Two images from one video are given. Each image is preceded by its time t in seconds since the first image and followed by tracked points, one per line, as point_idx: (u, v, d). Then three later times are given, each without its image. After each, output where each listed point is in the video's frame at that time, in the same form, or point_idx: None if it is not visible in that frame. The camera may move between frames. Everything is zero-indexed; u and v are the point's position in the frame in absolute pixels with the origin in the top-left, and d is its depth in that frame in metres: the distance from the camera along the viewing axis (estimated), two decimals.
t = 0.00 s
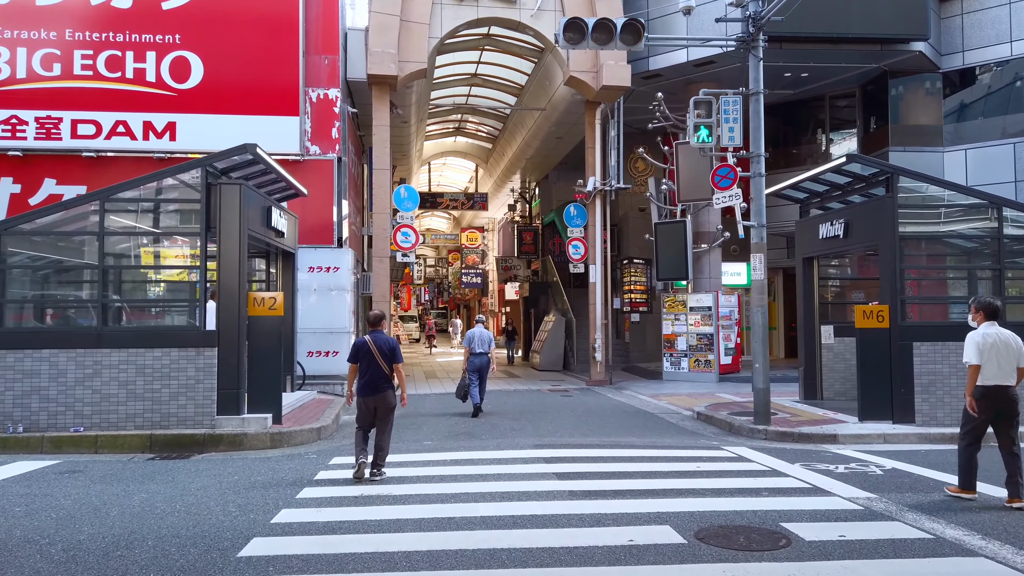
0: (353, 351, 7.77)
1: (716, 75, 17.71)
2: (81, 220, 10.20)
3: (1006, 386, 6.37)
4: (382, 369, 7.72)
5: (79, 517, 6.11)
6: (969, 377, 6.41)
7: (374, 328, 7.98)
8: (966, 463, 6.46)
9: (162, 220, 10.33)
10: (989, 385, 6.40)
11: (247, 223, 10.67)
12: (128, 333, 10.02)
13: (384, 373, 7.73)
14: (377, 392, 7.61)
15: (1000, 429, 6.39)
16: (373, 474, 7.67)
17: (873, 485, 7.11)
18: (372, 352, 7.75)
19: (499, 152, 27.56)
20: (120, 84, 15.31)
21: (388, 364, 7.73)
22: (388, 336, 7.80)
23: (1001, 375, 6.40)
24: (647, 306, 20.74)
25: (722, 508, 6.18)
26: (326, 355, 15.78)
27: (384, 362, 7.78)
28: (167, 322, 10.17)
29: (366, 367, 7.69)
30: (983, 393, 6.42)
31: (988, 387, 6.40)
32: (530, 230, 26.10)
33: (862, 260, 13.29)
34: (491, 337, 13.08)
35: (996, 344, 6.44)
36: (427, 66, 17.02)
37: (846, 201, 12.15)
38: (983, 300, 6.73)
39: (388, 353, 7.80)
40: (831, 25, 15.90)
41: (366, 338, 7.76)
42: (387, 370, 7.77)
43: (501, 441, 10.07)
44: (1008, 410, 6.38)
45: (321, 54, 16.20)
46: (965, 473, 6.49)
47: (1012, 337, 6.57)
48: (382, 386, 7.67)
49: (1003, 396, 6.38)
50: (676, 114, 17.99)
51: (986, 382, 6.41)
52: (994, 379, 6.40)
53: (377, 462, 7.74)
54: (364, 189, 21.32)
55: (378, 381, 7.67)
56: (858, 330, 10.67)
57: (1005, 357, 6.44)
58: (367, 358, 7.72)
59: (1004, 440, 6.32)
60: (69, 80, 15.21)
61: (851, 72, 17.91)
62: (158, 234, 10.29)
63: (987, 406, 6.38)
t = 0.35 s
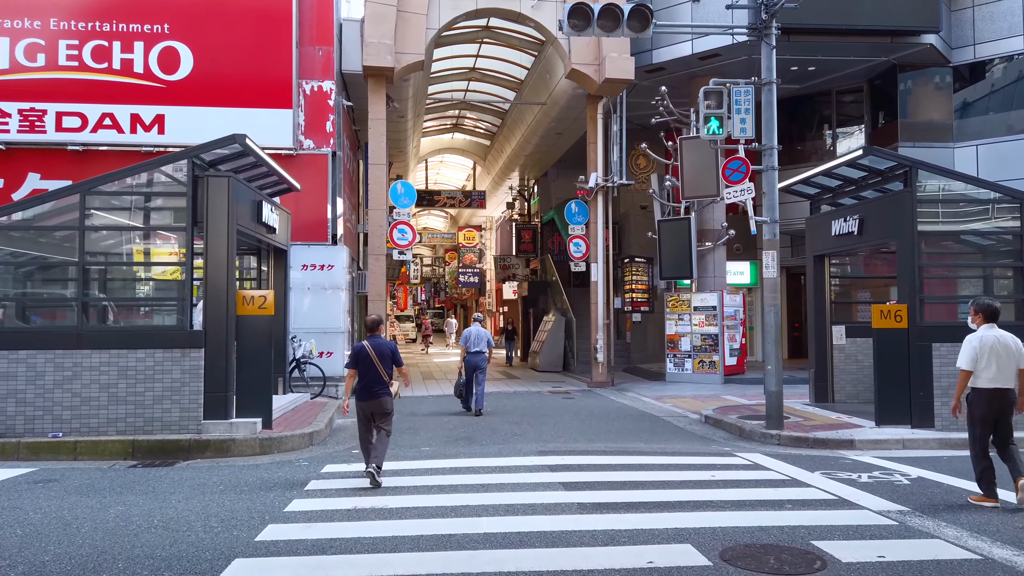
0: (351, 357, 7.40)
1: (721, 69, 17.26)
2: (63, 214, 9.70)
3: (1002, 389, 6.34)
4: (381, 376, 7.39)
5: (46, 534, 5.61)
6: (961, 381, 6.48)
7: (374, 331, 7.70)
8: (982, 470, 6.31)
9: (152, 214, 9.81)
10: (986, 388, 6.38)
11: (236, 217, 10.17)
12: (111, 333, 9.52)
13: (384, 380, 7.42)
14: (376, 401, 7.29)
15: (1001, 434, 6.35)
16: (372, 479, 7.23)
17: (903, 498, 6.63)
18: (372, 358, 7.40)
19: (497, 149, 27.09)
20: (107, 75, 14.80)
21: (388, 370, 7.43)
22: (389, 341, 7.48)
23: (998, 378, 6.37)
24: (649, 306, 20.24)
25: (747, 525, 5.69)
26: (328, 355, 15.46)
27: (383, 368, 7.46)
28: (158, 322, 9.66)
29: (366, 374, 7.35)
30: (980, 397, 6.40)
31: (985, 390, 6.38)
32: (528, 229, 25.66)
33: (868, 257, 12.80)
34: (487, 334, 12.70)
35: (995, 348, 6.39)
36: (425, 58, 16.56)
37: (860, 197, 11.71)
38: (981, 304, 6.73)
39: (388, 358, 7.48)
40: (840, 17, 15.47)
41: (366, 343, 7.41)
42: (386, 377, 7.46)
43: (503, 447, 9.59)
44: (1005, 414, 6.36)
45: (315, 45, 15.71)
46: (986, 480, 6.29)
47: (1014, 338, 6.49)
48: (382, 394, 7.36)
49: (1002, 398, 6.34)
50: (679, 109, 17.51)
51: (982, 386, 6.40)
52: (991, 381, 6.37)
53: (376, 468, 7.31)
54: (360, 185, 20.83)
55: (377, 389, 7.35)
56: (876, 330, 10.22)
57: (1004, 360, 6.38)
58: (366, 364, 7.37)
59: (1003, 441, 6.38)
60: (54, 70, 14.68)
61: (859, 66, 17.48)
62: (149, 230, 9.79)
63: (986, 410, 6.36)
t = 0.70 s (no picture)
0: (318, 362, 7.24)
1: (699, 70, 17.00)
2: (5, 215, 9.04)
3: (968, 401, 6.21)
4: (347, 382, 7.21)
5: None
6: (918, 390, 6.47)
7: (342, 335, 7.42)
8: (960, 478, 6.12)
9: (106, 213, 9.21)
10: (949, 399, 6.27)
11: (191, 217, 9.57)
12: (53, 342, 8.87)
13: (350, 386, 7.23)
14: (341, 406, 7.11)
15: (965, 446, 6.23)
16: (332, 488, 7.22)
17: (892, 514, 6.26)
18: (338, 364, 7.23)
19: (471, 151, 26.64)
20: (60, 69, 14.09)
21: (354, 376, 7.24)
22: (356, 347, 7.29)
23: (962, 389, 6.24)
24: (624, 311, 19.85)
25: (731, 549, 5.27)
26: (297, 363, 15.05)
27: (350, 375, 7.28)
28: (112, 330, 9.06)
29: (332, 379, 7.19)
30: (945, 408, 6.27)
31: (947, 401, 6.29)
32: (502, 232, 25.25)
33: (844, 262, 12.52)
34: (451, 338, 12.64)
35: (960, 359, 6.28)
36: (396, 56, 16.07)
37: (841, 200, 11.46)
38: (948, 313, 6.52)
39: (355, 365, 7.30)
40: (818, 19, 15.29)
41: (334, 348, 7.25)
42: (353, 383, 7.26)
43: (473, 461, 9.09)
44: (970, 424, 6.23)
45: (281, 41, 15.13)
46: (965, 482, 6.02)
47: (979, 349, 6.36)
48: (347, 400, 7.17)
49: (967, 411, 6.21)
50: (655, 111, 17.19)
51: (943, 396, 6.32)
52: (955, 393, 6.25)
53: (332, 474, 7.32)
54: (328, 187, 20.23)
55: (343, 394, 7.17)
56: (858, 337, 9.91)
57: (969, 372, 6.26)
58: (332, 370, 7.20)
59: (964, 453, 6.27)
60: (3, 64, 13.94)
61: (836, 69, 17.35)
62: (105, 232, 9.19)
63: (953, 421, 6.20)
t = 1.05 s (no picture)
0: (268, 364, 6.92)
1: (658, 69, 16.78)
2: None
3: (921, 396, 6.26)
4: (301, 383, 6.93)
5: None
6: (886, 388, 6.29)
7: (293, 337, 7.18)
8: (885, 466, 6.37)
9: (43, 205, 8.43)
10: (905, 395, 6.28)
11: (120, 212, 8.78)
12: None
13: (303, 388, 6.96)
14: (296, 409, 6.82)
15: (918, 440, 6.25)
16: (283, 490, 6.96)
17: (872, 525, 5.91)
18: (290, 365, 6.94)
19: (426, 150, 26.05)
20: None
21: (308, 377, 6.97)
22: (309, 347, 7.05)
23: (915, 385, 6.29)
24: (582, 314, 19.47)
25: (710, 567, 4.85)
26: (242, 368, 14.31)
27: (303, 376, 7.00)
28: (32, 334, 8.25)
29: (285, 381, 6.89)
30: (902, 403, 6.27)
31: (905, 397, 6.28)
32: (459, 233, 24.74)
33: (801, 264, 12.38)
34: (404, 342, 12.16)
35: (914, 356, 6.32)
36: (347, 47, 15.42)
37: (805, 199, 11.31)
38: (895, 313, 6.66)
39: (308, 366, 7.04)
40: (777, 18, 15.19)
41: (285, 350, 6.96)
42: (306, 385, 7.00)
43: (428, 472, 8.53)
44: (924, 421, 6.27)
45: (224, 29, 14.31)
46: (882, 478, 6.37)
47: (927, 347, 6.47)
48: (302, 402, 6.90)
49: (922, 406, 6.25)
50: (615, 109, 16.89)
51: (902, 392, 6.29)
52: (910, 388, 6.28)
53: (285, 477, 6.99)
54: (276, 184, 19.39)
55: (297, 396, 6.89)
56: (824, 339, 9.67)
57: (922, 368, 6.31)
58: (285, 372, 6.90)
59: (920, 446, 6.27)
60: None
61: (793, 70, 17.36)
62: (38, 227, 8.42)
63: (902, 418, 6.26)
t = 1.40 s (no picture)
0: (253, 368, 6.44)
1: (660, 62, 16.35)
2: None
3: (914, 399, 6.16)
4: (288, 388, 6.46)
5: None
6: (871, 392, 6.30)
7: (278, 341, 6.70)
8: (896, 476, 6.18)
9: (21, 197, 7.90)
10: (897, 398, 6.20)
11: (96, 203, 8.25)
12: None
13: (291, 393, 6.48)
14: (283, 414, 6.34)
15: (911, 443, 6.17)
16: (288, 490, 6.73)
17: (907, 540, 5.48)
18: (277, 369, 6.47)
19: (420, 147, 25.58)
20: None
21: (296, 381, 6.50)
22: (296, 350, 6.58)
23: (909, 387, 6.20)
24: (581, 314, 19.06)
25: None
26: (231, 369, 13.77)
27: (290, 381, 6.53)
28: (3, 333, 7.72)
29: (271, 386, 6.41)
30: (892, 406, 6.21)
31: (895, 400, 6.21)
32: (454, 232, 24.26)
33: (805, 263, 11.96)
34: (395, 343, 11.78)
35: (905, 359, 6.24)
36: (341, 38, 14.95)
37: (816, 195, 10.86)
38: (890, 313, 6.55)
39: (296, 370, 6.57)
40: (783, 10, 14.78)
41: (271, 353, 6.49)
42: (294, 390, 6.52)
43: (426, 480, 8.05)
44: (917, 423, 6.17)
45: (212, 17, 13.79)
46: (899, 487, 6.19)
47: (923, 347, 6.36)
48: (289, 407, 6.42)
49: (914, 409, 6.15)
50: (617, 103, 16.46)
51: (892, 395, 6.23)
52: (901, 390, 6.20)
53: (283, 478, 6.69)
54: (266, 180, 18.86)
55: (284, 401, 6.41)
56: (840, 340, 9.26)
57: (915, 371, 6.21)
58: (271, 376, 6.42)
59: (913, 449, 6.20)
60: None
61: (798, 65, 16.95)
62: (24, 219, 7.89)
63: (895, 421, 6.17)
